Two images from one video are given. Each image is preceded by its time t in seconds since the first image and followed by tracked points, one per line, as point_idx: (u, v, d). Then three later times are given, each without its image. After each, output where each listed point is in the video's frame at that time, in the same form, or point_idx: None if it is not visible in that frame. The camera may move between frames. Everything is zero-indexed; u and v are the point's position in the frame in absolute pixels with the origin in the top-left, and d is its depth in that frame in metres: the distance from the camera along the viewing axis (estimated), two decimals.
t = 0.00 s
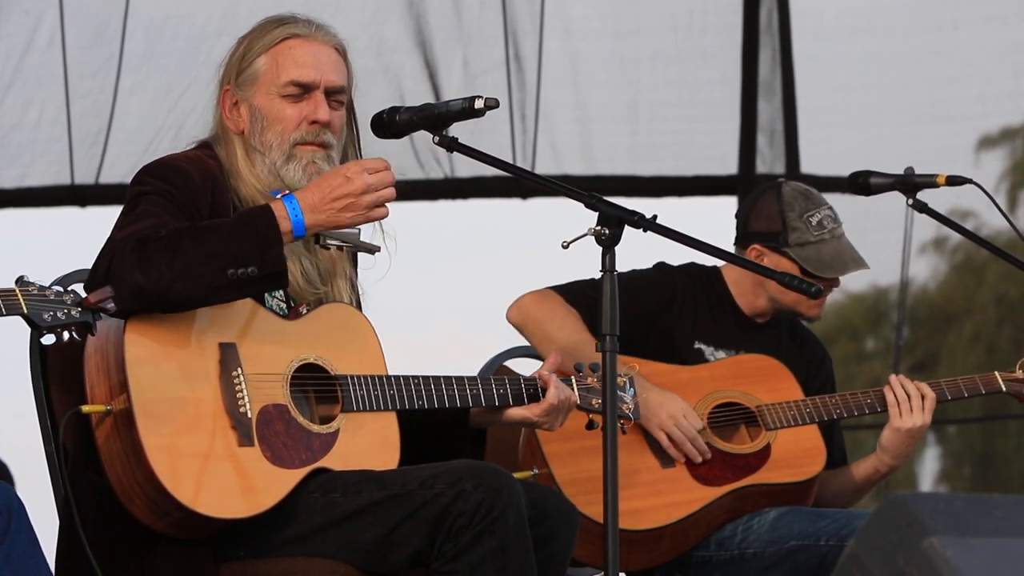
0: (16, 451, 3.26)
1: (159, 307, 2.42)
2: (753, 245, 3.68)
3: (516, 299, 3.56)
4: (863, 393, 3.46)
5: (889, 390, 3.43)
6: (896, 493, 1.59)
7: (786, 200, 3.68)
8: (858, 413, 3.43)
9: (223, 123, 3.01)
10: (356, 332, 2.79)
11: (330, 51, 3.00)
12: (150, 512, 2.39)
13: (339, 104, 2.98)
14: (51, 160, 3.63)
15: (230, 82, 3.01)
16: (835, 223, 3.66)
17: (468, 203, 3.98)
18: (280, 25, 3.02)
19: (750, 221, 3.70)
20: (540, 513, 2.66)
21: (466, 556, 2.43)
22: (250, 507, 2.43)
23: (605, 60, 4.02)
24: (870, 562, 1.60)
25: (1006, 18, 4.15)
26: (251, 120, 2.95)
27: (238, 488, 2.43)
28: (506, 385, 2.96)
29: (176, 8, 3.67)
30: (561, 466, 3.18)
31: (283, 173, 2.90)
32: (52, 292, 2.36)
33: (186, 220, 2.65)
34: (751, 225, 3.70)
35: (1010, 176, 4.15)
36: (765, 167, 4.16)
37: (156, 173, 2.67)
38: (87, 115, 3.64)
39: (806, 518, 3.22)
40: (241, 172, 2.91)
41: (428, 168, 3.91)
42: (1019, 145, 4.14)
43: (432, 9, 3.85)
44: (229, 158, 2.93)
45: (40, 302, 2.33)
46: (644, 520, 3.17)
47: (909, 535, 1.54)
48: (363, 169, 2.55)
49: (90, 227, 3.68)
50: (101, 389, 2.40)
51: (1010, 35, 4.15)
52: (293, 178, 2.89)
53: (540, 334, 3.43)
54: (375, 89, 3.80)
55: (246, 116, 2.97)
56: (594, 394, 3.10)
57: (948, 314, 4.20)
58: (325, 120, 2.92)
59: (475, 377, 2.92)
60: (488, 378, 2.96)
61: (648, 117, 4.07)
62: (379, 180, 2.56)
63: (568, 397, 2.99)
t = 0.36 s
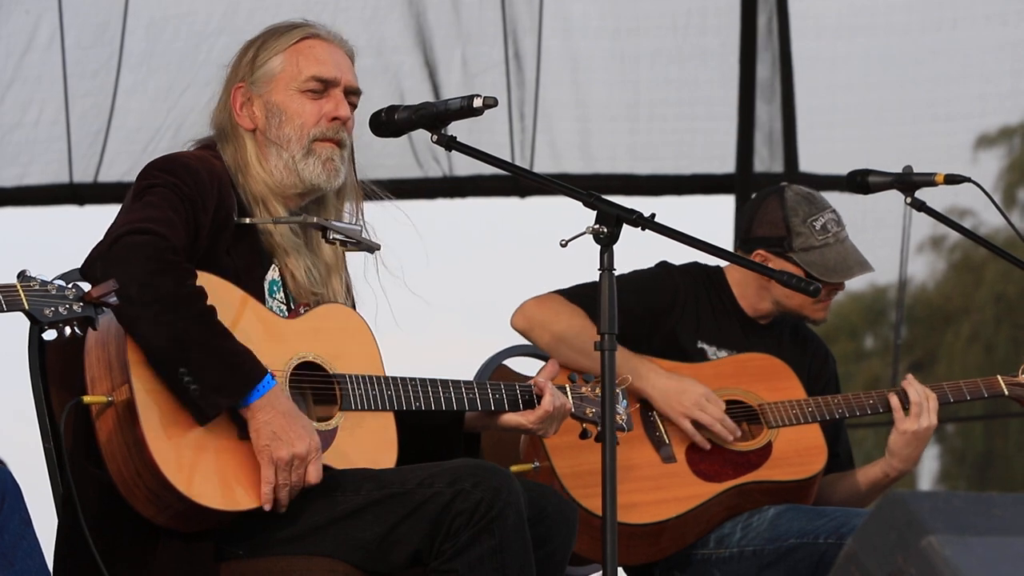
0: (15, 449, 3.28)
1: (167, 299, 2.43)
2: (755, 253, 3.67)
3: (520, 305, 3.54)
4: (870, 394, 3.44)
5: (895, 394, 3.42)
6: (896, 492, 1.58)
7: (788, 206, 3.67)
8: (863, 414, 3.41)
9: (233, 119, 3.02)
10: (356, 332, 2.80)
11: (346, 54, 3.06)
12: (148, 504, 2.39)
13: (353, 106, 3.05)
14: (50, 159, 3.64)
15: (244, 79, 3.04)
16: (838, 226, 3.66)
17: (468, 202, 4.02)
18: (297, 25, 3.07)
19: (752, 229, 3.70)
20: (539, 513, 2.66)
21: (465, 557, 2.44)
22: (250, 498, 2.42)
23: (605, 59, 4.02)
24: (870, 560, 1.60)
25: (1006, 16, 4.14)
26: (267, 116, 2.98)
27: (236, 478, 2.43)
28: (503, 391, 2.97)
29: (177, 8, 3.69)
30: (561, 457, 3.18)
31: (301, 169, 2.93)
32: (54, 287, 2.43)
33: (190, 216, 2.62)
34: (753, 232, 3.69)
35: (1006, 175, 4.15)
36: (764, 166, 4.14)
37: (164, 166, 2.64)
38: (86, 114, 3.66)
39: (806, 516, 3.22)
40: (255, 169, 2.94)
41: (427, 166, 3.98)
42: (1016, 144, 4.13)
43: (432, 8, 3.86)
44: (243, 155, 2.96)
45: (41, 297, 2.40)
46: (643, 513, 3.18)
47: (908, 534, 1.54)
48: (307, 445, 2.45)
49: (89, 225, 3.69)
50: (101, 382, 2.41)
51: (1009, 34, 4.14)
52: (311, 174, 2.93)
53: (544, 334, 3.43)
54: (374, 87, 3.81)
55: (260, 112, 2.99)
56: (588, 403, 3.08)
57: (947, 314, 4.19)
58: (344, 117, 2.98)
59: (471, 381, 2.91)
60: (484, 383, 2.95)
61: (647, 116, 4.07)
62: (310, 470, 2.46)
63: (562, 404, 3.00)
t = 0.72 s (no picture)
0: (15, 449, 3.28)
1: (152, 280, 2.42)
2: (759, 249, 3.67)
3: (521, 312, 3.54)
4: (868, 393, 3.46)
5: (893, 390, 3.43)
6: (896, 491, 1.58)
7: (791, 203, 3.66)
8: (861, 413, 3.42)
9: (264, 118, 3.05)
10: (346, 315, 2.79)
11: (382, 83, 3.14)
12: (114, 473, 2.38)
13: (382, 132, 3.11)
14: (50, 159, 3.64)
15: (281, 83, 3.08)
16: (841, 223, 3.65)
17: (469, 202, 4.02)
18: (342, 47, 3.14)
19: (755, 225, 3.69)
20: (538, 514, 2.66)
21: (462, 557, 2.43)
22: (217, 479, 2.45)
23: (604, 58, 4.02)
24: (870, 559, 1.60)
25: (1004, 15, 4.13)
26: (301, 121, 3.02)
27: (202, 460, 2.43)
28: (493, 382, 2.97)
29: (177, 8, 3.68)
30: (562, 461, 3.18)
31: (325, 176, 2.96)
32: (59, 292, 2.30)
33: (208, 194, 2.65)
34: (756, 229, 3.69)
35: (1007, 176, 4.13)
36: (765, 166, 4.14)
37: (189, 143, 2.70)
38: (86, 114, 3.65)
39: (806, 516, 3.22)
40: (281, 167, 2.96)
41: (428, 165, 3.99)
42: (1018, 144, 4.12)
43: (432, 7, 3.86)
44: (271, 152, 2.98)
45: (47, 302, 2.28)
46: (645, 516, 3.17)
47: (908, 533, 1.54)
48: (279, 431, 2.46)
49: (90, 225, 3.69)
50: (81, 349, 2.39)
51: (1009, 33, 4.13)
52: (334, 183, 2.97)
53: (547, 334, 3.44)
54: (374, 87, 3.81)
55: (294, 116, 3.03)
56: (582, 400, 3.11)
57: (948, 313, 4.19)
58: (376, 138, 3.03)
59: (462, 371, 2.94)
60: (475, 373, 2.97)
61: (647, 115, 4.07)
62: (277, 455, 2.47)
63: (550, 400, 2.99)
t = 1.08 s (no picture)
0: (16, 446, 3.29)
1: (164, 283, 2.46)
2: (759, 241, 3.65)
3: (518, 316, 3.52)
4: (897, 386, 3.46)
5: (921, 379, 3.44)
6: (897, 490, 1.58)
7: (788, 192, 3.68)
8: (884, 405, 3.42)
9: (270, 117, 3.05)
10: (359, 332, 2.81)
11: (389, 83, 3.12)
12: (132, 483, 2.40)
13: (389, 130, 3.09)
14: (53, 157, 3.65)
15: (288, 82, 3.06)
16: (838, 210, 3.66)
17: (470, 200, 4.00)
18: (348, 46, 3.12)
19: (752, 219, 3.69)
20: (543, 512, 2.66)
21: (471, 553, 2.43)
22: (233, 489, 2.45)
23: (606, 57, 4.02)
24: (871, 558, 1.60)
25: (1005, 14, 4.12)
26: (306, 121, 3.01)
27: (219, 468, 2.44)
28: (500, 407, 2.95)
29: (178, 6, 3.68)
30: (561, 466, 3.19)
31: (329, 178, 2.96)
32: (62, 292, 2.36)
33: (214, 199, 2.66)
34: (753, 222, 3.68)
35: (1010, 173, 4.13)
36: (766, 166, 4.15)
37: (191, 150, 2.70)
38: (89, 113, 3.66)
39: (806, 516, 3.22)
40: (284, 170, 2.96)
41: (429, 164, 3.94)
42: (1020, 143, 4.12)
43: (434, 6, 3.85)
44: (275, 154, 2.98)
45: (49, 302, 2.33)
46: (644, 518, 3.19)
47: (910, 532, 1.54)
48: (374, 339, 2.60)
49: (92, 223, 3.70)
50: (99, 357, 2.43)
51: (1007, 33, 4.12)
52: (338, 185, 2.96)
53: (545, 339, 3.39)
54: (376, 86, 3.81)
55: (300, 116, 3.02)
56: (585, 428, 3.10)
57: (949, 312, 4.19)
58: (381, 139, 3.01)
59: (468, 394, 2.91)
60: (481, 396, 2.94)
61: (649, 114, 4.07)
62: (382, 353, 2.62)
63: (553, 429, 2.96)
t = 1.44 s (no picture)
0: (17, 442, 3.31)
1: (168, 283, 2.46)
2: (761, 235, 3.65)
3: (528, 304, 3.51)
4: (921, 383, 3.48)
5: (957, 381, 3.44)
6: (901, 488, 1.58)
7: (791, 185, 3.66)
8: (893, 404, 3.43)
9: (276, 114, 3.04)
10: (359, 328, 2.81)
11: (397, 88, 3.11)
12: (135, 485, 2.41)
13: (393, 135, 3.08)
14: (56, 153, 3.66)
15: (295, 81, 3.06)
16: (842, 205, 3.65)
17: (473, 197, 4.04)
18: (359, 48, 3.11)
19: (756, 212, 3.68)
20: (545, 509, 2.66)
21: (474, 551, 2.43)
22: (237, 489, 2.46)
23: (609, 54, 4.01)
24: (874, 554, 1.60)
25: (1007, 10, 4.12)
26: (310, 122, 3.00)
27: (223, 467, 2.45)
28: (500, 399, 2.94)
29: (182, 3, 3.69)
30: (566, 456, 3.19)
31: (328, 181, 2.96)
32: (61, 275, 2.37)
33: (220, 199, 2.66)
34: (757, 214, 3.67)
35: (1014, 169, 4.11)
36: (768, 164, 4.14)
37: (194, 151, 2.70)
38: (92, 109, 3.67)
39: (811, 513, 3.21)
40: (285, 169, 2.96)
41: (432, 159, 3.98)
42: None
43: (437, 3, 3.85)
44: (278, 153, 2.98)
45: (48, 285, 2.35)
46: (651, 514, 3.19)
47: (913, 529, 1.54)
48: (377, 340, 2.62)
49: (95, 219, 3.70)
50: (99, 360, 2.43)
51: (1011, 28, 4.13)
52: (337, 188, 2.96)
53: (550, 333, 3.38)
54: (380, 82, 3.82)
55: (305, 116, 3.02)
56: (585, 419, 3.07)
57: (953, 309, 4.18)
58: (383, 144, 3.01)
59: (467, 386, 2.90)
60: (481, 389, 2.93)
61: (652, 111, 4.07)
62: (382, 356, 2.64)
63: (552, 430, 2.98)
